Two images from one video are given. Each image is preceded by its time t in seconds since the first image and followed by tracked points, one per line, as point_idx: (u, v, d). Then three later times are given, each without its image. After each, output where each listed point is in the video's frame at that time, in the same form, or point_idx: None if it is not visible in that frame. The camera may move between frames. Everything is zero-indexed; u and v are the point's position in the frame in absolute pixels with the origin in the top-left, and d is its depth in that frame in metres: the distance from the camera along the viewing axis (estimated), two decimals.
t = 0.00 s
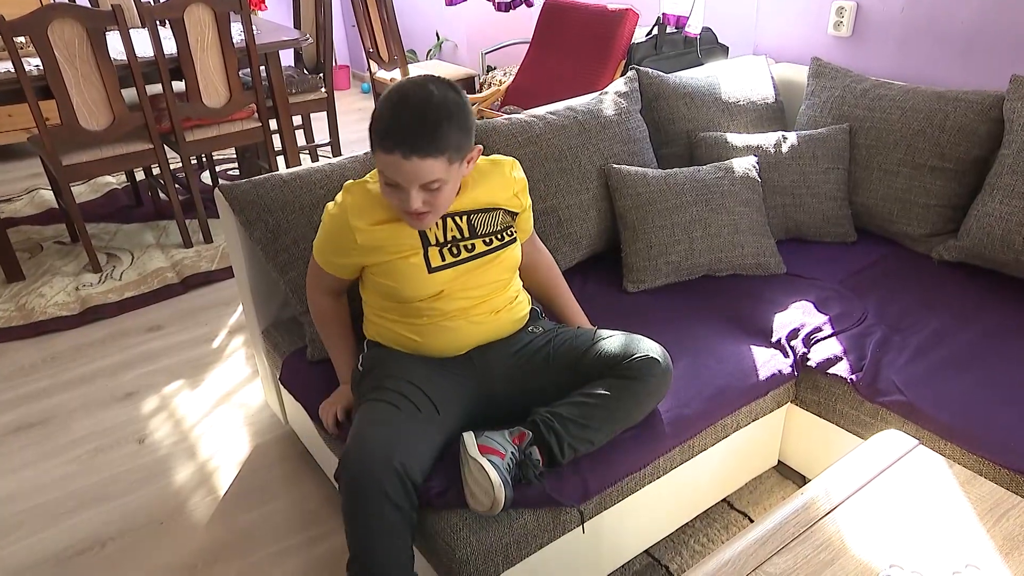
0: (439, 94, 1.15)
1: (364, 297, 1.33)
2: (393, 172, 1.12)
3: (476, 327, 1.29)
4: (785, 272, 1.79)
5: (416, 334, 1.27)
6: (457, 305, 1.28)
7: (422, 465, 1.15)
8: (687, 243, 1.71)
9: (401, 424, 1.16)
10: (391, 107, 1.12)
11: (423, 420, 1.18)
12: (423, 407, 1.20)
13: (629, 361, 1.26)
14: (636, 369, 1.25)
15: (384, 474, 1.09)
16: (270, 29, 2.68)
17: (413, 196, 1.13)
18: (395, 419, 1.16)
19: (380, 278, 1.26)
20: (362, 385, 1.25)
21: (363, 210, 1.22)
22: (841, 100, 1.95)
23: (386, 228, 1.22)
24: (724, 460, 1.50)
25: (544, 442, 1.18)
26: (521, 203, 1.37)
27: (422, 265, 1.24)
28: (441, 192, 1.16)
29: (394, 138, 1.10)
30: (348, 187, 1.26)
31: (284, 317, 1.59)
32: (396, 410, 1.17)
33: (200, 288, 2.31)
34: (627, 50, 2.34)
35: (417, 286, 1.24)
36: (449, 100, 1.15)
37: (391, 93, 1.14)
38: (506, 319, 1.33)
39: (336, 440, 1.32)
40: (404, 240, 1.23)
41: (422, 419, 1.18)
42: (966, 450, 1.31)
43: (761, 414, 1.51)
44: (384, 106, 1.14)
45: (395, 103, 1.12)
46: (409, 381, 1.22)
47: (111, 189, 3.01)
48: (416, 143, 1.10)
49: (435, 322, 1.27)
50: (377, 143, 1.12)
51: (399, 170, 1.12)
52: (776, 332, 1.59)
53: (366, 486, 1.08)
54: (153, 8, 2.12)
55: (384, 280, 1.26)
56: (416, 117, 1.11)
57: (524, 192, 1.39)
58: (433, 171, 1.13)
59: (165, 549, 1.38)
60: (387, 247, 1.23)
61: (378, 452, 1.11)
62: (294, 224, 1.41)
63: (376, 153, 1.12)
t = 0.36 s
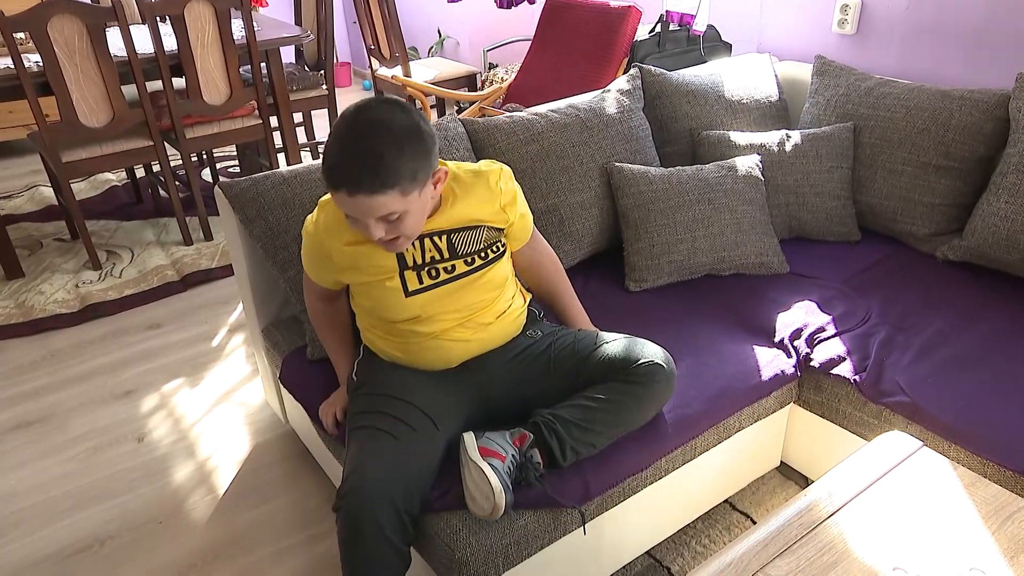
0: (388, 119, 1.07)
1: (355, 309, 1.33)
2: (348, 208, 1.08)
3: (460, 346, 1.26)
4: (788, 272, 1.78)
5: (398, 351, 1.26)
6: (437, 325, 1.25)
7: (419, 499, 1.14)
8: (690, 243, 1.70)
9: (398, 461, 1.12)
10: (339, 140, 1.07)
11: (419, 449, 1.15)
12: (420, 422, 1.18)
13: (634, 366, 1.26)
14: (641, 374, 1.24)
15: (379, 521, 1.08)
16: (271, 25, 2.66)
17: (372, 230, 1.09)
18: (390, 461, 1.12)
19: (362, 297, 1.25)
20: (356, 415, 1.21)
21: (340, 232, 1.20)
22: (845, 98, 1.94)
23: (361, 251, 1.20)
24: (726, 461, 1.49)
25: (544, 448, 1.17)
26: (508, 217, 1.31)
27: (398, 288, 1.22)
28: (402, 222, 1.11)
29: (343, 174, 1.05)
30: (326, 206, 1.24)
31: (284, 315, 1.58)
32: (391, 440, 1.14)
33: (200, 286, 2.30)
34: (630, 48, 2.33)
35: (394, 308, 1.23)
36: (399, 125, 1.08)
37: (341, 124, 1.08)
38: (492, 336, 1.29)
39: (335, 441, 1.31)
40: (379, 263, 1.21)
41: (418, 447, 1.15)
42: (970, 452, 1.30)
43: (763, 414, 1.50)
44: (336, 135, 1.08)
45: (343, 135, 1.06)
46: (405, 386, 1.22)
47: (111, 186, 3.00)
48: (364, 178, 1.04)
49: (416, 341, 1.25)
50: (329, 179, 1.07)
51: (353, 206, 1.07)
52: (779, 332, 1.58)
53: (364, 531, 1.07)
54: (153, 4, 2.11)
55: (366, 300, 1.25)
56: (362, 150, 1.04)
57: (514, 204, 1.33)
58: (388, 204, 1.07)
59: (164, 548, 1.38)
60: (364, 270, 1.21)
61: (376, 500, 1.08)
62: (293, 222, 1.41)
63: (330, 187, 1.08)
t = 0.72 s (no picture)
0: (364, 149, 1.05)
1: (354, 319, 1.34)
2: (331, 245, 1.07)
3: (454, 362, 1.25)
4: (795, 271, 1.76)
5: (393, 366, 1.26)
6: (430, 343, 1.24)
7: (423, 504, 1.13)
8: (696, 241, 1.69)
9: (402, 467, 1.11)
10: (313, 178, 1.05)
11: (423, 454, 1.14)
12: (423, 426, 1.17)
13: (641, 366, 1.24)
14: (648, 375, 1.23)
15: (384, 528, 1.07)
16: (275, 22, 2.66)
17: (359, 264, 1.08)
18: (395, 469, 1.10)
19: (356, 316, 1.26)
20: (359, 416, 1.20)
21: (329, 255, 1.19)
22: (853, 95, 1.92)
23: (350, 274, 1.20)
24: (732, 461, 1.48)
25: (549, 450, 1.16)
26: (501, 232, 1.28)
27: (389, 309, 1.21)
28: (388, 253, 1.09)
29: (322, 211, 1.03)
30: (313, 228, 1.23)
31: (288, 313, 1.57)
32: (395, 447, 1.13)
33: (203, 284, 2.30)
34: (635, 45, 2.31)
35: (386, 328, 1.23)
36: (376, 154, 1.05)
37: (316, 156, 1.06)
38: (488, 348, 1.28)
39: (339, 440, 1.31)
40: (369, 285, 1.20)
41: (423, 452, 1.14)
42: (979, 452, 1.29)
43: (769, 414, 1.49)
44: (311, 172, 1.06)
45: (319, 169, 1.04)
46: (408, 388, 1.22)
47: (114, 183, 3.00)
48: (342, 216, 1.02)
49: (409, 358, 1.25)
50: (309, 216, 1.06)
51: (336, 241, 1.05)
52: (786, 331, 1.56)
53: (368, 540, 1.06)
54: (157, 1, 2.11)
55: (359, 318, 1.25)
56: (339, 185, 1.02)
57: (508, 218, 1.28)
58: (372, 239, 1.06)
59: (167, 547, 1.38)
60: (355, 291, 1.21)
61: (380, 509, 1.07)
62: (296, 220, 1.40)
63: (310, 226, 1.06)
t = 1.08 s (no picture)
0: (379, 131, 1.05)
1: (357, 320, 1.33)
2: (354, 230, 1.04)
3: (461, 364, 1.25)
4: (801, 268, 1.75)
5: (398, 368, 1.26)
6: (436, 346, 1.23)
7: (426, 504, 1.12)
8: (702, 238, 1.68)
9: (406, 467, 1.11)
10: (330, 164, 1.03)
11: (427, 455, 1.13)
12: (427, 425, 1.16)
13: (649, 365, 1.23)
14: (654, 373, 1.22)
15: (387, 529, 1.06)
16: (278, 18, 2.64)
17: (383, 250, 1.06)
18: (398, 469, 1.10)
19: (360, 320, 1.25)
20: (361, 417, 1.19)
21: (334, 258, 1.18)
22: (861, 91, 1.90)
23: (356, 277, 1.18)
24: (739, 460, 1.47)
25: (553, 450, 1.15)
26: (507, 234, 1.26)
27: (394, 314, 1.20)
28: (411, 237, 1.08)
29: (342, 197, 1.02)
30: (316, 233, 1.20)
31: (291, 310, 1.56)
32: (399, 447, 1.12)
33: (207, 281, 2.30)
34: (641, 40, 2.30)
35: (390, 333, 1.22)
36: (388, 134, 1.05)
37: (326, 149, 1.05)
38: (494, 350, 1.27)
39: (343, 438, 1.30)
40: (375, 289, 1.19)
41: (426, 452, 1.14)
42: (989, 451, 1.27)
43: (776, 412, 1.47)
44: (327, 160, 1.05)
45: (332, 159, 1.03)
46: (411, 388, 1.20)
47: (117, 180, 3.00)
48: (368, 195, 1.01)
49: (416, 362, 1.24)
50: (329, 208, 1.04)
51: (359, 228, 1.04)
52: (793, 329, 1.55)
53: (372, 541, 1.05)
54: None
55: (363, 322, 1.24)
56: (360, 166, 1.02)
57: (514, 219, 1.27)
58: (396, 219, 1.05)
59: (171, 545, 1.37)
60: (359, 295, 1.20)
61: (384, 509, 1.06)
62: (299, 217, 1.39)
63: (330, 213, 1.04)
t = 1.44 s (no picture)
0: (430, 85, 1.08)
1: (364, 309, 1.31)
2: (394, 176, 1.04)
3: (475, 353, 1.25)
4: (803, 268, 1.74)
5: (408, 358, 1.24)
6: (450, 333, 1.22)
7: (428, 504, 1.12)
8: (704, 239, 1.67)
9: (408, 466, 1.10)
10: (379, 109, 1.04)
11: (430, 454, 1.13)
12: (430, 424, 1.16)
13: (651, 367, 1.23)
14: (657, 375, 1.22)
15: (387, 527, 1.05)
16: (279, 18, 2.64)
17: (420, 202, 1.06)
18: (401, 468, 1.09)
19: (373, 305, 1.23)
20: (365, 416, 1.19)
21: (354, 238, 1.16)
22: (863, 91, 1.90)
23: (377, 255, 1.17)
24: (740, 461, 1.47)
25: (556, 450, 1.14)
26: (525, 221, 1.27)
27: (411, 297, 1.19)
28: (447, 195, 1.09)
29: (392, 138, 1.02)
30: (338, 212, 1.19)
31: (293, 310, 1.56)
32: (402, 446, 1.11)
33: (208, 280, 2.29)
34: (643, 40, 2.29)
35: (406, 318, 1.20)
36: (440, 90, 1.08)
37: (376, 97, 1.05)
38: (505, 341, 1.27)
39: (344, 438, 1.30)
40: (393, 271, 1.18)
41: (429, 452, 1.13)
42: (991, 453, 1.27)
43: (778, 414, 1.47)
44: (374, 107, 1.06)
45: (383, 104, 1.04)
46: (415, 387, 1.20)
47: (118, 180, 3.00)
48: (418, 138, 1.02)
49: (427, 350, 1.23)
50: (374, 148, 1.03)
51: (403, 172, 1.03)
52: (795, 330, 1.55)
53: (373, 541, 1.05)
54: None
55: (377, 307, 1.23)
56: (412, 110, 1.03)
57: (531, 207, 1.28)
58: (438, 171, 1.05)
59: (171, 545, 1.37)
60: (377, 278, 1.18)
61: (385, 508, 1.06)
62: (301, 216, 1.39)
63: (372, 156, 1.04)
